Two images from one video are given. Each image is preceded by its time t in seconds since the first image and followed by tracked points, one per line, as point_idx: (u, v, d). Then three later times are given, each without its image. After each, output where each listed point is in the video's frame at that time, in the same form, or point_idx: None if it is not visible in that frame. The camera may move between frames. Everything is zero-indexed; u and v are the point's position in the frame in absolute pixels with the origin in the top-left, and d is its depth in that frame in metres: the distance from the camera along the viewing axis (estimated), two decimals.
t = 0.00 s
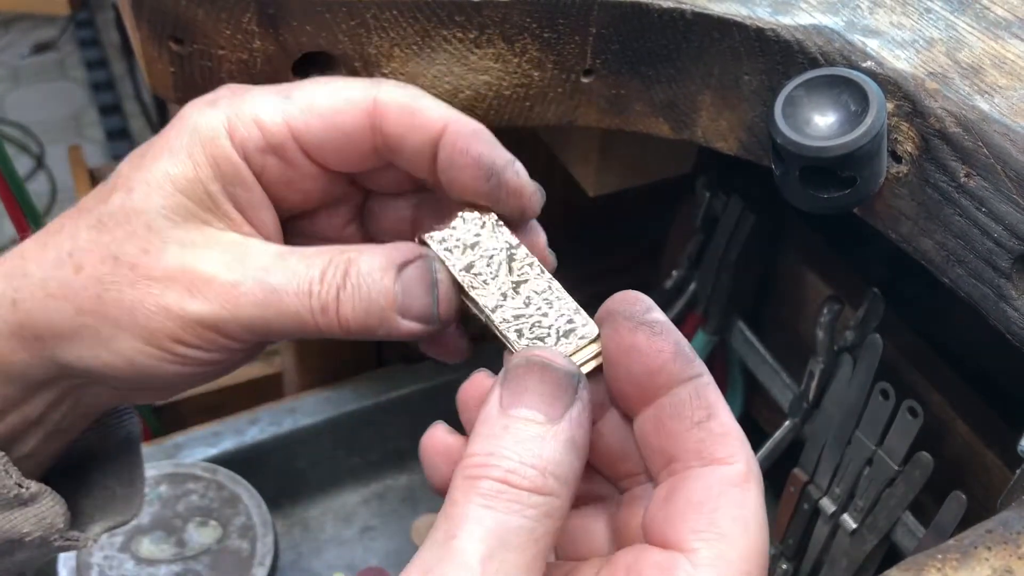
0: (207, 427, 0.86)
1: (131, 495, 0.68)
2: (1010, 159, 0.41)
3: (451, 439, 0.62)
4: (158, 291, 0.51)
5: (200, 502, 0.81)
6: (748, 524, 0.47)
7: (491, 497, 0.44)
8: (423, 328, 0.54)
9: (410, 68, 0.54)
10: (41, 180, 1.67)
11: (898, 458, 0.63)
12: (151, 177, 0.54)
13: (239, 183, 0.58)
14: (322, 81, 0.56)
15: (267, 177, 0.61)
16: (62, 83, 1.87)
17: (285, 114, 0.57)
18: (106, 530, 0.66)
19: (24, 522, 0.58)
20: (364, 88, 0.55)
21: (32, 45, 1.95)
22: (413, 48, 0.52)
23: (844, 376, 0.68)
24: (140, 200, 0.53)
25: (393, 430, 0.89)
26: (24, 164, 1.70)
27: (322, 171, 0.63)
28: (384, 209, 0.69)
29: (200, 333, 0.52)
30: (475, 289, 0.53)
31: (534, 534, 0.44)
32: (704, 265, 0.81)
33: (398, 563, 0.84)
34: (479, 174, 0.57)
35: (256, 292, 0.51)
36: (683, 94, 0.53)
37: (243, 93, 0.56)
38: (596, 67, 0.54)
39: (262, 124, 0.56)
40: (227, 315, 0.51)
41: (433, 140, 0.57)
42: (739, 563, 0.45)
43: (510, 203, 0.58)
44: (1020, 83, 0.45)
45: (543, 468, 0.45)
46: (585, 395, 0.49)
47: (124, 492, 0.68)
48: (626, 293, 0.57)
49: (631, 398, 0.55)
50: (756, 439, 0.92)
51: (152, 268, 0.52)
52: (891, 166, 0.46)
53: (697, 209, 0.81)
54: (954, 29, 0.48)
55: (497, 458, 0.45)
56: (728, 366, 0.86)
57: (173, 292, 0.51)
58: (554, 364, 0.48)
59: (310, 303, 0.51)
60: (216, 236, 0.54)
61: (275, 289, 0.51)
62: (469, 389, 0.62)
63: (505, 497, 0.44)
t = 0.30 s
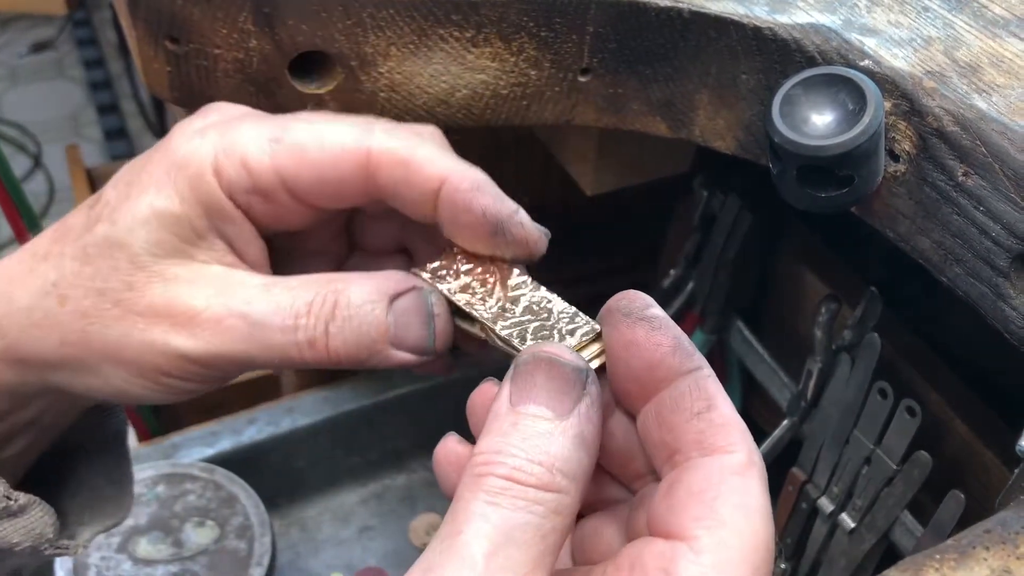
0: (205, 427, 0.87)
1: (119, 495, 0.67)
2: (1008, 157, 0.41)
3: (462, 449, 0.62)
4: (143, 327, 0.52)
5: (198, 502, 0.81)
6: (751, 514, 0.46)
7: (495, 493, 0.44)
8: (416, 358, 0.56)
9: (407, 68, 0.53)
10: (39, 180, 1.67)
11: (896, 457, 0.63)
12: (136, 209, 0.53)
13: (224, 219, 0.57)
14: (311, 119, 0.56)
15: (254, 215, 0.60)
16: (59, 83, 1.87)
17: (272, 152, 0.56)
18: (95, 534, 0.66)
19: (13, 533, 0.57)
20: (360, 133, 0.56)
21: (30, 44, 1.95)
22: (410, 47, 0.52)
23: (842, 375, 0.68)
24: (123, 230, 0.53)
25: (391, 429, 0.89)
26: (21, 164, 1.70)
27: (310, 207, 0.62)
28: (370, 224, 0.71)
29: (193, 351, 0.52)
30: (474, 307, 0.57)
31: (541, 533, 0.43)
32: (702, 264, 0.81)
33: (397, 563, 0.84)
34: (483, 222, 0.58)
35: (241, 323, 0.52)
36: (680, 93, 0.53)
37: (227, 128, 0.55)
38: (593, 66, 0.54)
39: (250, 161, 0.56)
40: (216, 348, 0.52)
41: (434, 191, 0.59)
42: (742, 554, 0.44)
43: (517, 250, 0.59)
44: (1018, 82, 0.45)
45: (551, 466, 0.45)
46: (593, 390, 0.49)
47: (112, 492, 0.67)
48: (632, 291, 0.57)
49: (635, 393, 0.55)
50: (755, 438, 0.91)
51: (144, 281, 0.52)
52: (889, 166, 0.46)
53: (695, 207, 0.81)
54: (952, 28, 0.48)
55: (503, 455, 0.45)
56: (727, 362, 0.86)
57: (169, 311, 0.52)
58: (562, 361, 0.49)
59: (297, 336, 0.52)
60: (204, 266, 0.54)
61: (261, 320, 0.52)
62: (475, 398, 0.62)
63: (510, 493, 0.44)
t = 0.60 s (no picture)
0: (202, 428, 0.87)
1: (114, 512, 0.68)
2: (1005, 156, 0.41)
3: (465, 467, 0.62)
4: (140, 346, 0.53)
5: (195, 503, 0.81)
6: (758, 521, 0.46)
7: (502, 494, 0.43)
8: (413, 375, 0.56)
9: (403, 67, 0.52)
10: (36, 180, 1.67)
11: (894, 457, 0.63)
12: (138, 230, 0.54)
13: (226, 244, 0.58)
14: (323, 155, 0.59)
15: (257, 242, 0.61)
16: (55, 82, 1.87)
17: (280, 182, 0.58)
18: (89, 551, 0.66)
19: (5, 551, 0.59)
20: (370, 170, 0.60)
21: (27, 44, 1.95)
22: (407, 47, 0.51)
23: (840, 375, 0.68)
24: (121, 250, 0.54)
25: (388, 429, 0.88)
26: (18, 164, 1.70)
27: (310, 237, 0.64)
28: (365, 258, 0.72)
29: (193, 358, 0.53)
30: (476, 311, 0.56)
31: (549, 533, 0.43)
32: (700, 263, 0.81)
33: (394, 563, 0.84)
34: (488, 259, 0.61)
35: (236, 344, 0.52)
36: (678, 92, 0.53)
37: (238, 154, 0.57)
38: (590, 65, 0.54)
39: (257, 189, 0.57)
40: (213, 370, 0.53)
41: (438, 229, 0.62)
42: (750, 559, 0.44)
43: (521, 288, 0.62)
44: (1015, 81, 0.44)
45: (560, 464, 0.45)
46: (601, 389, 0.49)
47: (107, 508, 0.68)
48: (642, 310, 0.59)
49: (638, 408, 0.56)
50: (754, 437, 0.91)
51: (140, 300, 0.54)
52: (887, 165, 0.46)
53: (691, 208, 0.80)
54: (949, 27, 0.48)
55: (510, 455, 0.45)
56: (724, 362, 0.85)
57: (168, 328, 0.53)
58: (572, 360, 0.49)
59: (292, 356, 0.52)
60: (202, 289, 0.55)
61: (256, 340, 0.52)
62: (475, 416, 0.62)
63: (516, 493, 0.44)
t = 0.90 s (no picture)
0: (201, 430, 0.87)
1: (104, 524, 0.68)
2: (1003, 157, 0.41)
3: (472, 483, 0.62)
4: (139, 390, 0.56)
5: (194, 505, 0.81)
6: (764, 522, 0.46)
7: (514, 495, 0.43)
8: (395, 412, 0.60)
9: (401, 69, 0.52)
10: (35, 181, 1.67)
11: (893, 458, 0.63)
12: (123, 268, 0.54)
13: (210, 278, 0.56)
14: (304, 187, 0.56)
15: (243, 277, 0.59)
16: (54, 82, 1.86)
17: (259, 218, 0.55)
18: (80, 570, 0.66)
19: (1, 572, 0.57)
20: (353, 202, 0.56)
21: (26, 45, 1.95)
22: (405, 48, 0.51)
23: (839, 375, 0.68)
24: (106, 294, 0.54)
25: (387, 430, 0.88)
26: (17, 165, 1.70)
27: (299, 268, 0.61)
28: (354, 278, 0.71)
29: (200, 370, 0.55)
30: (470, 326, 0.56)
31: (563, 535, 0.43)
32: (698, 264, 0.81)
33: (393, 564, 0.84)
34: (481, 288, 0.58)
35: (232, 391, 0.55)
36: (676, 93, 0.53)
37: (214, 190, 0.55)
38: (588, 66, 0.54)
39: (235, 226, 0.54)
40: (212, 411, 0.56)
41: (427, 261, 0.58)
42: (757, 560, 0.44)
43: (518, 314, 0.58)
44: (1012, 82, 0.44)
45: (574, 466, 0.45)
46: (614, 390, 0.48)
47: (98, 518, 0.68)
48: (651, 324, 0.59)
49: (641, 415, 0.56)
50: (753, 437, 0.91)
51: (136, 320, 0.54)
52: (885, 166, 0.46)
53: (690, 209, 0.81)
54: (947, 28, 0.48)
55: (523, 456, 0.45)
56: (723, 362, 0.85)
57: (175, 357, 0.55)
58: (587, 361, 0.48)
59: (286, 402, 0.56)
60: (195, 322, 0.56)
61: (250, 391, 0.55)
62: (481, 432, 0.63)
63: (529, 494, 0.44)
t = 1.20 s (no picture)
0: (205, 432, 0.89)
1: None
2: (1003, 156, 0.41)
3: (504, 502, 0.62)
4: (172, 399, 0.53)
5: (194, 505, 0.82)
6: (703, 519, 0.44)
7: (461, 493, 0.44)
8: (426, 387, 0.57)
9: (400, 68, 0.52)
10: (34, 180, 1.67)
11: (892, 456, 0.63)
12: (150, 281, 0.54)
13: (235, 284, 0.58)
14: (321, 189, 0.59)
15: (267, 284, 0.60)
16: (53, 81, 1.86)
17: (282, 221, 0.57)
18: None
19: None
20: (370, 203, 0.59)
21: (25, 44, 1.95)
22: (404, 48, 0.51)
23: (838, 373, 0.68)
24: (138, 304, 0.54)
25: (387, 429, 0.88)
26: (16, 164, 1.69)
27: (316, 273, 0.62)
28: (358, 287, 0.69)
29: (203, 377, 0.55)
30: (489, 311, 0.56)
31: (515, 529, 0.43)
32: (698, 263, 0.81)
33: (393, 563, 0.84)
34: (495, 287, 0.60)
35: (266, 389, 0.52)
36: (675, 92, 0.53)
37: (235, 197, 0.57)
38: (587, 65, 0.54)
39: (259, 229, 0.57)
40: (247, 414, 0.52)
41: (441, 262, 0.61)
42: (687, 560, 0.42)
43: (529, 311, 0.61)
44: (1012, 81, 0.44)
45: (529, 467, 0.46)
46: (571, 401, 0.51)
47: None
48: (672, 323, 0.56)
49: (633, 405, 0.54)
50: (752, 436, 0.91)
51: (167, 329, 0.54)
52: (884, 164, 0.46)
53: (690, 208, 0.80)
54: (946, 26, 0.48)
55: (476, 461, 0.46)
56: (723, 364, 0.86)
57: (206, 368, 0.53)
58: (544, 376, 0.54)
59: (320, 391, 0.52)
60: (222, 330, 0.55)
61: (286, 393, 0.52)
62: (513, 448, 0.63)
63: (476, 494, 0.44)
